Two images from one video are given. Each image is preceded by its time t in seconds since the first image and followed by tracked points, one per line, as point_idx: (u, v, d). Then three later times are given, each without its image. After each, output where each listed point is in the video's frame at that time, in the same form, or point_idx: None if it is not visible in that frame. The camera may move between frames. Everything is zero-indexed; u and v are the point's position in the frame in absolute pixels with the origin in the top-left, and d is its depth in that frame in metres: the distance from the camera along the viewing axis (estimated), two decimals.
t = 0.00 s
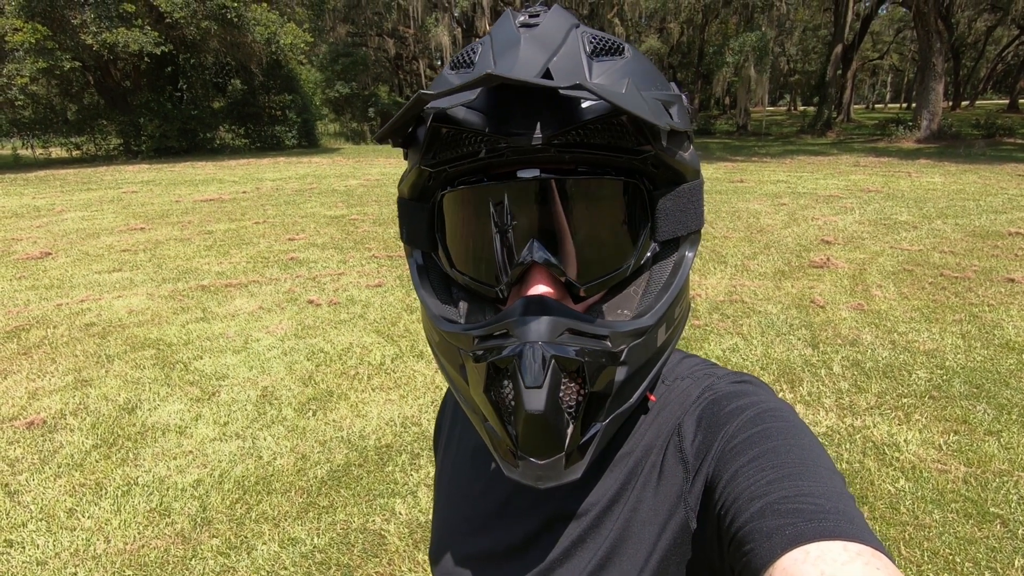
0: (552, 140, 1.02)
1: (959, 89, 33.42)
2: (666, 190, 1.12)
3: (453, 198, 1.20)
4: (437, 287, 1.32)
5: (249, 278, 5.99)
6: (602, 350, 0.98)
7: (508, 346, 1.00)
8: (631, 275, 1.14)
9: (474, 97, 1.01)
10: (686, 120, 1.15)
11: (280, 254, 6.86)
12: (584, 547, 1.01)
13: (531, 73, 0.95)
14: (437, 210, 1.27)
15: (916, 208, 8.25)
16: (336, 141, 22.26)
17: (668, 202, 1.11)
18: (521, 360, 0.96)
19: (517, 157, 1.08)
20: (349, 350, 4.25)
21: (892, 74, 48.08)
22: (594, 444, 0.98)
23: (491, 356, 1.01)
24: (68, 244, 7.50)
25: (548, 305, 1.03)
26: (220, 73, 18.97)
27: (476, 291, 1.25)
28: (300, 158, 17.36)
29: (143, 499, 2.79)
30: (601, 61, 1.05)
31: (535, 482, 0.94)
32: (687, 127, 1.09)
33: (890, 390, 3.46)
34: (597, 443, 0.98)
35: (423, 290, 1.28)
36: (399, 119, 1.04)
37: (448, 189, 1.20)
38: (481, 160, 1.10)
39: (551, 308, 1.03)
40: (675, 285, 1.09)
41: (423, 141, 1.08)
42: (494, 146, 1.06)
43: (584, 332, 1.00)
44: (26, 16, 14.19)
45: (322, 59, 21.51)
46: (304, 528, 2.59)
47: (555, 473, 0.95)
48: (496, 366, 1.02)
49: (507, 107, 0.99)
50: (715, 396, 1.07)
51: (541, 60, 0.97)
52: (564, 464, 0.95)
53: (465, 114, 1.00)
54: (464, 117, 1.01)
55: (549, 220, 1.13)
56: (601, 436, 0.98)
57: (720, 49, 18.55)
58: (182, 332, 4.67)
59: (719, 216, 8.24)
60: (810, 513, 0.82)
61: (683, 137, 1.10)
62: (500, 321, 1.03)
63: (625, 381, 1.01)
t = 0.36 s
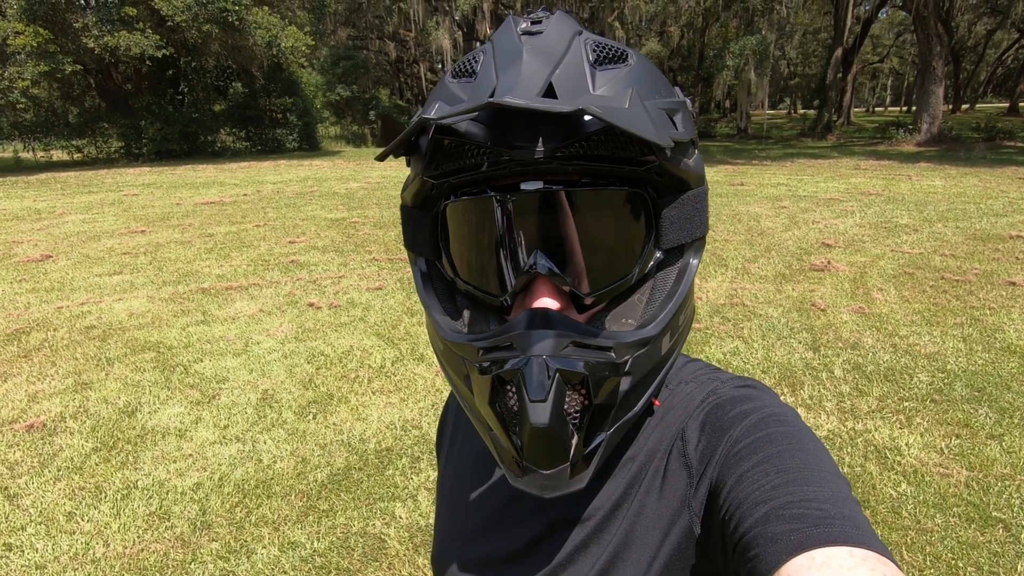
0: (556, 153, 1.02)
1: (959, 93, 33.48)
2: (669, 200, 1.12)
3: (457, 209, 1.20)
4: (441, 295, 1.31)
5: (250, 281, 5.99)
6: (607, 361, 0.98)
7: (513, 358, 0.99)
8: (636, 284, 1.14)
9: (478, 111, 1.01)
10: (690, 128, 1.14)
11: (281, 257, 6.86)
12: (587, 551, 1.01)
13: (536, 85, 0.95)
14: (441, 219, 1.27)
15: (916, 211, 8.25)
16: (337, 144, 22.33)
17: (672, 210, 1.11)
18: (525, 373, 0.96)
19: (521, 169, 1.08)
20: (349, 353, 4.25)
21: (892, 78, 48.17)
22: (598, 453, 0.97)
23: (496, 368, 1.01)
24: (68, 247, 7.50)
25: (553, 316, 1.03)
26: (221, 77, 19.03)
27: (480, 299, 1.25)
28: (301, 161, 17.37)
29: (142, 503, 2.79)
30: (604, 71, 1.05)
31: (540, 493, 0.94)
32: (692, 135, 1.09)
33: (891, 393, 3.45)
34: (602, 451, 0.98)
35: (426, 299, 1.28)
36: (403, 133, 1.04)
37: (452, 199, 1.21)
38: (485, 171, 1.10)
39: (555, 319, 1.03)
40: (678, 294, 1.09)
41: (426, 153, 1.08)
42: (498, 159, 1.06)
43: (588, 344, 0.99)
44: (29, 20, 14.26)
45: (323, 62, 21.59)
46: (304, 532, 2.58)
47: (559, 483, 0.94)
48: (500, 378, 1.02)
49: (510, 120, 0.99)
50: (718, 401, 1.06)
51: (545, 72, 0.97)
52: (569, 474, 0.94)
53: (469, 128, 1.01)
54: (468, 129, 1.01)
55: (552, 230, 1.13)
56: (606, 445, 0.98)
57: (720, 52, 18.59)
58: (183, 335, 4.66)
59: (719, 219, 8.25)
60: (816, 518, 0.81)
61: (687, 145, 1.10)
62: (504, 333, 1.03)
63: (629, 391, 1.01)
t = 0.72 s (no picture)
0: (560, 145, 1.02)
1: (957, 94, 33.56)
2: (673, 195, 1.12)
3: (461, 202, 1.20)
4: (444, 288, 1.31)
5: (249, 282, 5.99)
6: (610, 354, 0.98)
7: (515, 349, 1.00)
8: (639, 279, 1.14)
9: (483, 102, 1.01)
10: (695, 125, 1.14)
11: (280, 258, 6.86)
12: (589, 549, 1.01)
13: (541, 76, 0.95)
14: (445, 212, 1.27)
15: (915, 212, 8.26)
16: (336, 146, 22.36)
17: (676, 206, 1.11)
18: (527, 365, 0.96)
19: (525, 161, 1.08)
20: (348, 354, 4.25)
21: (890, 79, 48.27)
22: (600, 448, 0.97)
23: (498, 360, 1.01)
24: (67, 249, 7.49)
25: (557, 309, 1.03)
26: (220, 78, 19.03)
27: (484, 294, 1.25)
28: (300, 162, 17.36)
29: (142, 504, 2.78)
30: (609, 65, 1.05)
31: (541, 486, 0.94)
32: (696, 131, 1.09)
33: (891, 393, 3.45)
34: (603, 445, 0.98)
35: (429, 293, 1.28)
36: (408, 125, 1.04)
37: (456, 192, 1.21)
38: (490, 164, 1.10)
39: (558, 312, 1.03)
40: (681, 290, 1.09)
41: (430, 145, 1.08)
42: (503, 150, 1.06)
43: (591, 337, 0.99)
44: (28, 22, 14.26)
45: (322, 64, 21.61)
46: (303, 533, 2.58)
47: (560, 478, 0.94)
48: (502, 370, 1.01)
49: (515, 111, 0.99)
50: (719, 399, 1.06)
51: (551, 64, 0.97)
52: (570, 469, 0.94)
53: (473, 119, 1.01)
54: (473, 121, 1.01)
55: (554, 224, 1.13)
56: (608, 440, 0.98)
57: (719, 53, 18.60)
58: (182, 336, 4.66)
59: (718, 221, 8.25)
60: (818, 516, 0.81)
61: (690, 142, 1.10)
62: (507, 325, 1.03)
63: (631, 386, 1.01)
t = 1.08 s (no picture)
0: (563, 134, 1.03)
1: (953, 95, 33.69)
2: (672, 188, 1.13)
3: (463, 193, 1.21)
4: (445, 280, 1.31)
5: (247, 284, 5.98)
6: (610, 344, 0.98)
7: (516, 337, 1.00)
8: (638, 272, 1.15)
9: (486, 92, 1.02)
10: (695, 119, 1.15)
11: (279, 260, 6.86)
12: (587, 544, 1.01)
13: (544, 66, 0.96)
14: (447, 204, 1.27)
15: (912, 213, 8.29)
16: (334, 148, 22.39)
17: (676, 198, 1.12)
18: (528, 353, 0.96)
19: (527, 151, 1.09)
20: (347, 355, 4.25)
21: (888, 80, 48.39)
22: (599, 438, 0.98)
23: (498, 348, 1.01)
24: (65, 252, 7.48)
25: (557, 298, 1.03)
26: (218, 81, 19.03)
27: (485, 287, 1.25)
28: (298, 165, 17.35)
29: (139, 506, 2.78)
30: (611, 58, 1.05)
31: (540, 476, 0.94)
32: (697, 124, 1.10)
33: (889, 393, 3.46)
34: (602, 435, 0.98)
35: (430, 284, 1.27)
36: (410, 113, 1.05)
37: (458, 182, 1.21)
38: (493, 153, 1.10)
39: (559, 301, 1.03)
40: (682, 283, 1.10)
41: (434, 134, 1.08)
42: (505, 139, 1.06)
43: (589, 326, 1.00)
44: (26, 25, 14.26)
45: (319, 66, 21.64)
46: (301, 534, 2.57)
47: (560, 466, 0.95)
48: (502, 359, 1.01)
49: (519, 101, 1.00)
50: (719, 393, 1.07)
51: (553, 55, 0.98)
52: (569, 457, 0.95)
53: (478, 109, 1.02)
54: (475, 111, 1.01)
55: (555, 216, 1.14)
56: (606, 430, 0.98)
57: (717, 55, 18.66)
58: (180, 339, 4.65)
59: (716, 222, 8.26)
60: (816, 510, 0.82)
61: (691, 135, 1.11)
62: (506, 314, 1.04)
63: (631, 376, 1.01)
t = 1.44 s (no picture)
0: (546, 145, 1.03)
1: (953, 95, 33.69)
2: (661, 210, 1.13)
3: (453, 194, 1.23)
4: (432, 280, 1.33)
5: (247, 289, 5.99)
6: (574, 357, 0.99)
7: (481, 341, 1.01)
8: (618, 289, 1.15)
9: (475, 98, 1.03)
10: (689, 143, 1.15)
11: (279, 264, 6.87)
12: (575, 558, 1.00)
13: (528, 75, 0.97)
14: (438, 205, 1.29)
15: (911, 214, 8.28)
16: (334, 152, 22.43)
17: (665, 220, 1.12)
18: (491, 355, 0.98)
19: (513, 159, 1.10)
20: (346, 360, 4.25)
21: (887, 81, 48.38)
22: (557, 448, 0.98)
23: (464, 349, 1.03)
24: (65, 257, 7.49)
25: (526, 306, 1.03)
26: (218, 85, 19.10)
27: (469, 290, 1.27)
28: (298, 169, 17.38)
29: (139, 513, 2.78)
30: (605, 75, 1.06)
31: (491, 481, 0.95)
32: (687, 148, 1.10)
33: (887, 395, 3.46)
34: (563, 445, 0.98)
35: (417, 281, 1.30)
36: (400, 109, 1.08)
37: (450, 184, 1.23)
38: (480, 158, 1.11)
39: (528, 308, 1.03)
40: (661, 303, 1.10)
41: (426, 135, 1.11)
42: (491, 145, 1.07)
43: (556, 337, 1.00)
44: (27, 31, 14.32)
45: (319, 70, 21.69)
46: (300, 540, 2.58)
47: (511, 474, 0.96)
48: (466, 361, 1.03)
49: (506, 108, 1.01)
50: (708, 406, 1.08)
51: (542, 65, 0.99)
52: (522, 466, 0.96)
53: (467, 113, 1.03)
54: (466, 115, 1.03)
55: (538, 227, 1.15)
56: (565, 442, 0.98)
57: (716, 57, 18.67)
58: (180, 344, 4.67)
59: (715, 224, 8.27)
60: (806, 524, 0.83)
61: (681, 159, 1.12)
62: (476, 317, 1.05)
63: (596, 392, 1.01)
